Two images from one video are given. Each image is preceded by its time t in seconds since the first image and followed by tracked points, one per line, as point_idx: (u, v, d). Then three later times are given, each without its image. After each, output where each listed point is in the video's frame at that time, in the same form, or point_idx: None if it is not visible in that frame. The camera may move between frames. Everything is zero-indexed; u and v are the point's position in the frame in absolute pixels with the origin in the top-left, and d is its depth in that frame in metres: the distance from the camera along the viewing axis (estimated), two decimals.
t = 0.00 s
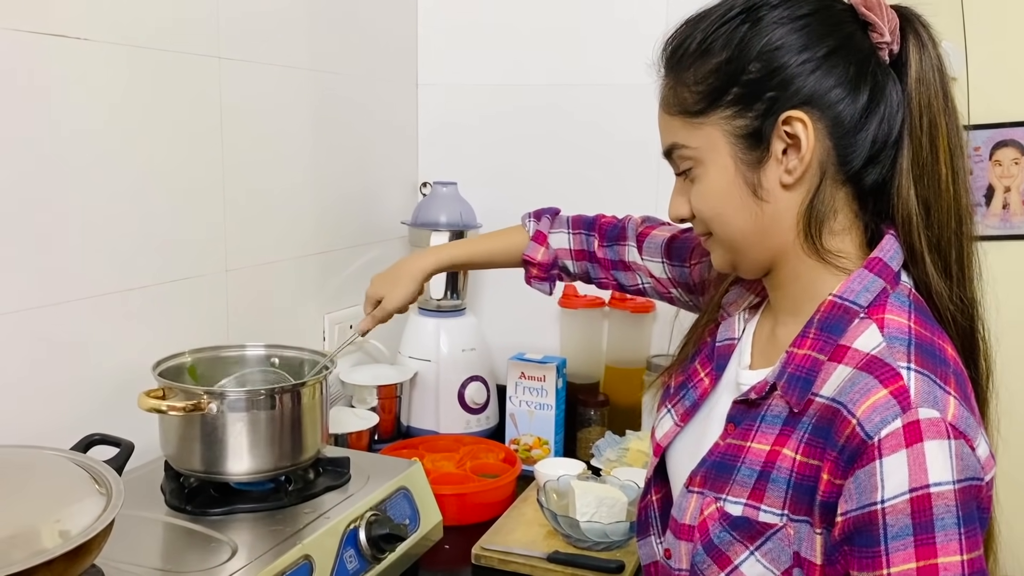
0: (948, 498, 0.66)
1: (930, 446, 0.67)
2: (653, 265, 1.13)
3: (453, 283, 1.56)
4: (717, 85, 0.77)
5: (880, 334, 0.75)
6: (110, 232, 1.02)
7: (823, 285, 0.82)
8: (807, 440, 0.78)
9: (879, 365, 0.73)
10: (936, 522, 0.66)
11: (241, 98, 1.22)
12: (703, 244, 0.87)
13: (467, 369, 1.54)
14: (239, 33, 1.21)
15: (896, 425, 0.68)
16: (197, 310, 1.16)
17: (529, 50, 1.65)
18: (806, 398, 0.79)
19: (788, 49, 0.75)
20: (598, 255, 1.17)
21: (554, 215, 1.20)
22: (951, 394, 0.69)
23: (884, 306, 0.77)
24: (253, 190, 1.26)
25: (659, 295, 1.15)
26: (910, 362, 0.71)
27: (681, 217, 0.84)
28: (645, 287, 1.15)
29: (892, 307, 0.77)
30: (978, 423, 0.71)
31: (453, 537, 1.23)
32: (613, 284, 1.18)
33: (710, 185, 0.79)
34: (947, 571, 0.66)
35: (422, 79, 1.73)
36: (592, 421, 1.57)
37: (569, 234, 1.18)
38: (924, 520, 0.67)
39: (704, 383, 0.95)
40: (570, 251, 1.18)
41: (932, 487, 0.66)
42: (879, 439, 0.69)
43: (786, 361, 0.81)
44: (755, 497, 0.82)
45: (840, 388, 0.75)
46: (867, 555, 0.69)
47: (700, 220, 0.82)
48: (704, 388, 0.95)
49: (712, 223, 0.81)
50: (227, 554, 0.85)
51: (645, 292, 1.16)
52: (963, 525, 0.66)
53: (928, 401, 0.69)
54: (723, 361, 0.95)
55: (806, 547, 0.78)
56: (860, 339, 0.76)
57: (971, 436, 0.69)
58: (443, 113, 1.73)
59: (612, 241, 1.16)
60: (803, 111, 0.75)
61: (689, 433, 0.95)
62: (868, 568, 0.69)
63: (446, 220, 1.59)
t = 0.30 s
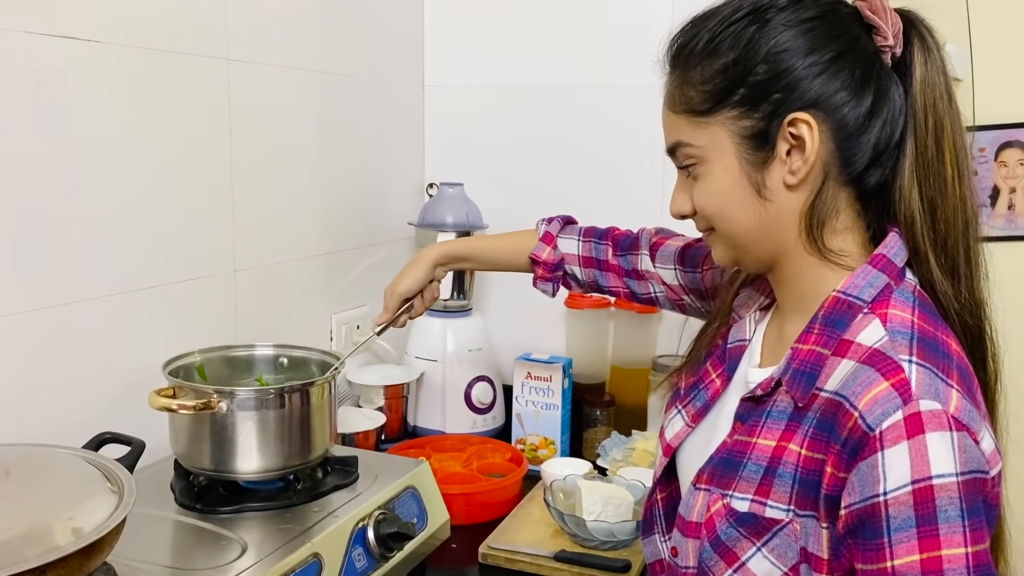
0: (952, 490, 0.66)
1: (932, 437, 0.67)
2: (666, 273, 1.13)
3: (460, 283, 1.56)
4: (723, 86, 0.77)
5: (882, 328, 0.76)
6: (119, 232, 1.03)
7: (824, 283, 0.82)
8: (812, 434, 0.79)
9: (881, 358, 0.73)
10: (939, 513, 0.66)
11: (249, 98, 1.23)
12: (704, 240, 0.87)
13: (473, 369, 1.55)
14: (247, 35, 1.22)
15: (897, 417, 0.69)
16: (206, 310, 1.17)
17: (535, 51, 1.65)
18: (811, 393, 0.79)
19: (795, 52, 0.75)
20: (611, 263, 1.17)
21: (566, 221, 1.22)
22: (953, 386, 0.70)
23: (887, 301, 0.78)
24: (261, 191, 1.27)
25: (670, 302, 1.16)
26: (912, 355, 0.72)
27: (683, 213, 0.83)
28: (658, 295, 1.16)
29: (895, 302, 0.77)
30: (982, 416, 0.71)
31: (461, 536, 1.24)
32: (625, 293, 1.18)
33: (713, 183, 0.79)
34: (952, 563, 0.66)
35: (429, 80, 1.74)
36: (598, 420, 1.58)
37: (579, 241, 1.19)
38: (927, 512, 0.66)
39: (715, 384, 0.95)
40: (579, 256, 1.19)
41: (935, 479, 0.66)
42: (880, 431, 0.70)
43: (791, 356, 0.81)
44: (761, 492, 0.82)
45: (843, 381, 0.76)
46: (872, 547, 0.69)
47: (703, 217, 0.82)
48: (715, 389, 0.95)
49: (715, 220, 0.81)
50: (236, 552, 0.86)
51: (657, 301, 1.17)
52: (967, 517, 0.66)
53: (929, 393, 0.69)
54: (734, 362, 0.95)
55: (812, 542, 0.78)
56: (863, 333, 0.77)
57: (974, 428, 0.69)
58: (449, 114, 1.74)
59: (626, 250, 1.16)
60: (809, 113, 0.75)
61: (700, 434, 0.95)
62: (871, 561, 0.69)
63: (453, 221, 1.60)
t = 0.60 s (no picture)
0: (949, 473, 0.67)
1: (930, 421, 0.68)
2: (675, 278, 1.14)
3: (464, 284, 1.57)
4: (728, 86, 0.78)
5: (881, 318, 0.76)
6: (127, 233, 1.03)
7: (824, 280, 0.83)
8: (813, 422, 0.79)
9: (880, 346, 0.74)
10: (937, 496, 0.67)
11: (256, 100, 1.24)
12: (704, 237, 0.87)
13: (478, 370, 1.55)
14: (254, 37, 1.22)
15: (895, 402, 0.70)
16: (213, 311, 1.18)
17: (539, 53, 1.66)
18: (812, 381, 0.79)
19: (799, 55, 0.76)
20: (621, 267, 1.18)
21: (578, 225, 1.22)
22: (950, 372, 0.71)
23: (887, 292, 0.78)
24: (267, 192, 1.27)
25: (679, 306, 1.16)
26: (909, 342, 0.72)
27: (685, 210, 0.83)
28: (667, 300, 1.16)
29: (895, 293, 0.78)
30: (980, 403, 0.71)
31: (466, 536, 1.24)
32: (634, 296, 1.18)
33: (717, 180, 0.79)
34: (950, 546, 0.66)
35: (434, 82, 1.75)
36: (603, 421, 1.58)
37: (590, 244, 1.19)
38: (925, 494, 0.67)
39: (722, 381, 0.96)
40: (589, 259, 1.19)
41: (932, 462, 0.67)
42: (878, 416, 0.70)
43: (792, 348, 0.82)
44: (764, 481, 0.82)
45: (843, 369, 0.76)
46: (871, 530, 0.69)
47: (704, 213, 0.82)
48: (722, 387, 0.95)
49: (718, 216, 0.81)
50: (245, 551, 0.86)
51: (666, 305, 1.17)
52: (965, 500, 0.67)
53: (926, 378, 0.70)
54: (740, 360, 0.95)
55: (815, 530, 0.78)
56: (863, 323, 0.77)
57: (971, 414, 0.69)
58: (454, 116, 1.74)
59: (636, 255, 1.17)
60: (812, 113, 0.76)
61: (707, 431, 0.95)
62: (872, 544, 0.69)
63: (457, 222, 1.60)
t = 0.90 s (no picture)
0: (947, 466, 0.67)
1: (928, 415, 0.68)
2: (680, 277, 1.14)
3: (467, 285, 1.57)
4: (732, 90, 0.78)
5: (880, 315, 0.77)
6: (131, 233, 1.04)
7: (826, 280, 0.83)
8: (814, 417, 0.79)
9: (879, 342, 0.74)
10: (935, 489, 0.67)
11: (259, 101, 1.24)
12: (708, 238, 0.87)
13: (480, 370, 1.56)
14: (257, 37, 1.23)
15: (894, 396, 0.70)
16: (216, 311, 1.18)
17: (541, 53, 1.66)
18: (813, 377, 0.80)
19: (801, 59, 0.76)
20: (628, 266, 1.18)
21: (586, 224, 1.23)
22: (949, 368, 0.71)
23: (887, 289, 0.79)
24: (269, 193, 1.28)
25: (684, 305, 1.17)
26: (908, 338, 0.73)
27: (689, 212, 0.84)
28: (672, 299, 1.17)
29: (895, 290, 0.78)
30: (979, 399, 0.72)
31: (469, 536, 1.24)
32: (640, 295, 1.19)
33: (722, 182, 0.80)
34: (948, 538, 0.67)
35: (436, 83, 1.75)
36: (604, 421, 1.58)
37: (598, 243, 1.19)
38: (923, 487, 0.67)
39: (726, 379, 0.96)
40: (597, 258, 1.19)
41: (931, 455, 0.67)
42: (877, 410, 0.70)
43: (794, 344, 0.83)
44: (766, 475, 0.82)
45: (844, 364, 0.77)
46: (870, 522, 0.69)
47: (709, 214, 0.82)
48: (725, 384, 0.95)
49: (723, 218, 0.81)
50: (249, 550, 0.87)
51: (671, 304, 1.17)
52: (962, 493, 0.67)
53: (924, 372, 0.70)
54: (744, 358, 0.96)
55: (816, 524, 0.78)
56: (863, 320, 0.78)
57: (970, 409, 0.70)
58: (456, 117, 1.75)
59: (642, 255, 1.17)
60: (815, 116, 0.76)
61: (711, 428, 0.96)
62: (870, 536, 0.69)
63: (459, 223, 1.61)
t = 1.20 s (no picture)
0: (942, 462, 0.67)
1: (923, 412, 0.68)
2: (685, 277, 1.14)
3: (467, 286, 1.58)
4: (733, 92, 0.78)
5: (878, 313, 0.77)
6: (131, 233, 1.04)
7: (826, 279, 0.84)
8: (812, 414, 0.79)
9: (876, 339, 0.74)
10: (931, 484, 0.67)
11: (259, 100, 1.24)
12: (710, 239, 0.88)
13: (480, 370, 1.56)
14: (258, 38, 1.23)
15: (890, 392, 0.70)
16: (215, 311, 1.18)
17: (540, 54, 1.67)
18: (812, 374, 0.80)
19: (800, 62, 0.77)
20: (635, 266, 1.19)
21: (596, 225, 1.23)
22: (945, 365, 0.71)
23: (884, 289, 0.79)
24: (269, 192, 1.28)
25: (689, 305, 1.17)
26: (905, 335, 0.73)
27: (690, 213, 0.84)
28: (677, 298, 1.17)
29: (892, 289, 0.79)
30: (975, 396, 0.72)
31: (468, 536, 1.25)
32: (646, 295, 1.19)
33: (724, 184, 0.80)
34: (942, 533, 0.67)
35: (436, 83, 1.75)
36: (603, 422, 1.58)
37: (607, 243, 1.20)
38: (918, 482, 0.67)
39: (726, 376, 0.96)
40: (606, 258, 1.20)
41: (926, 451, 0.68)
42: (874, 406, 0.71)
43: (793, 342, 0.83)
44: (765, 471, 0.82)
45: (841, 362, 0.77)
46: (865, 518, 0.70)
47: (711, 216, 0.82)
48: (726, 382, 0.96)
49: (724, 219, 0.81)
50: (249, 550, 0.87)
51: (676, 304, 1.18)
52: (957, 488, 0.67)
53: (920, 370, 0.70)
54: (744, 355, 0.96)
55: (814, 520, 0.79)
56: (860, 319, 0.78)
57: (965, 406, 0.70)
58: (455, 117, 1.75)
59: (649, 255, 1.18)
60: (815, 117, 0.76)
61: (711, 426, 0.96)
62: (866, 531, 0.70)
63: (459, 224, 1.61)
